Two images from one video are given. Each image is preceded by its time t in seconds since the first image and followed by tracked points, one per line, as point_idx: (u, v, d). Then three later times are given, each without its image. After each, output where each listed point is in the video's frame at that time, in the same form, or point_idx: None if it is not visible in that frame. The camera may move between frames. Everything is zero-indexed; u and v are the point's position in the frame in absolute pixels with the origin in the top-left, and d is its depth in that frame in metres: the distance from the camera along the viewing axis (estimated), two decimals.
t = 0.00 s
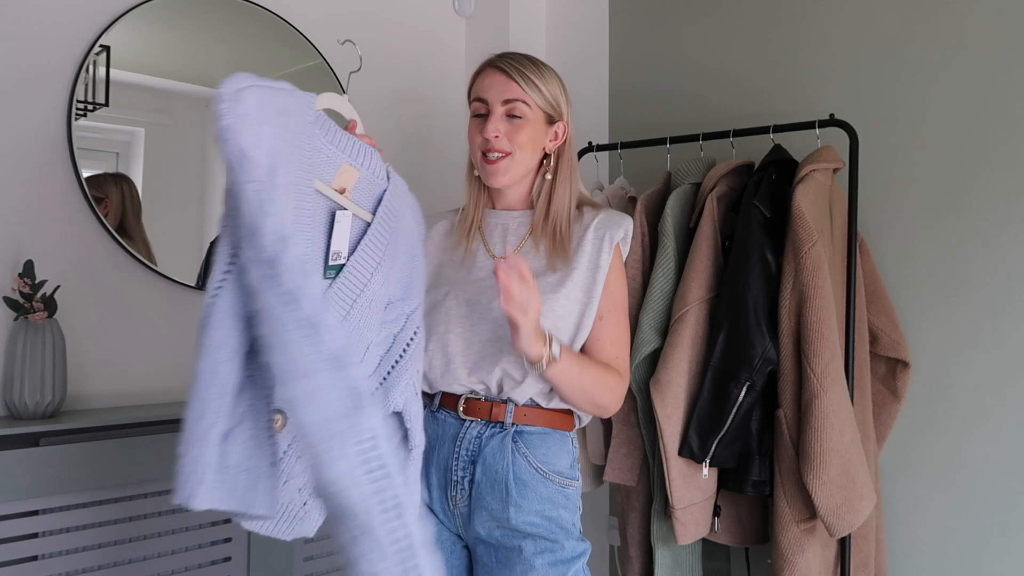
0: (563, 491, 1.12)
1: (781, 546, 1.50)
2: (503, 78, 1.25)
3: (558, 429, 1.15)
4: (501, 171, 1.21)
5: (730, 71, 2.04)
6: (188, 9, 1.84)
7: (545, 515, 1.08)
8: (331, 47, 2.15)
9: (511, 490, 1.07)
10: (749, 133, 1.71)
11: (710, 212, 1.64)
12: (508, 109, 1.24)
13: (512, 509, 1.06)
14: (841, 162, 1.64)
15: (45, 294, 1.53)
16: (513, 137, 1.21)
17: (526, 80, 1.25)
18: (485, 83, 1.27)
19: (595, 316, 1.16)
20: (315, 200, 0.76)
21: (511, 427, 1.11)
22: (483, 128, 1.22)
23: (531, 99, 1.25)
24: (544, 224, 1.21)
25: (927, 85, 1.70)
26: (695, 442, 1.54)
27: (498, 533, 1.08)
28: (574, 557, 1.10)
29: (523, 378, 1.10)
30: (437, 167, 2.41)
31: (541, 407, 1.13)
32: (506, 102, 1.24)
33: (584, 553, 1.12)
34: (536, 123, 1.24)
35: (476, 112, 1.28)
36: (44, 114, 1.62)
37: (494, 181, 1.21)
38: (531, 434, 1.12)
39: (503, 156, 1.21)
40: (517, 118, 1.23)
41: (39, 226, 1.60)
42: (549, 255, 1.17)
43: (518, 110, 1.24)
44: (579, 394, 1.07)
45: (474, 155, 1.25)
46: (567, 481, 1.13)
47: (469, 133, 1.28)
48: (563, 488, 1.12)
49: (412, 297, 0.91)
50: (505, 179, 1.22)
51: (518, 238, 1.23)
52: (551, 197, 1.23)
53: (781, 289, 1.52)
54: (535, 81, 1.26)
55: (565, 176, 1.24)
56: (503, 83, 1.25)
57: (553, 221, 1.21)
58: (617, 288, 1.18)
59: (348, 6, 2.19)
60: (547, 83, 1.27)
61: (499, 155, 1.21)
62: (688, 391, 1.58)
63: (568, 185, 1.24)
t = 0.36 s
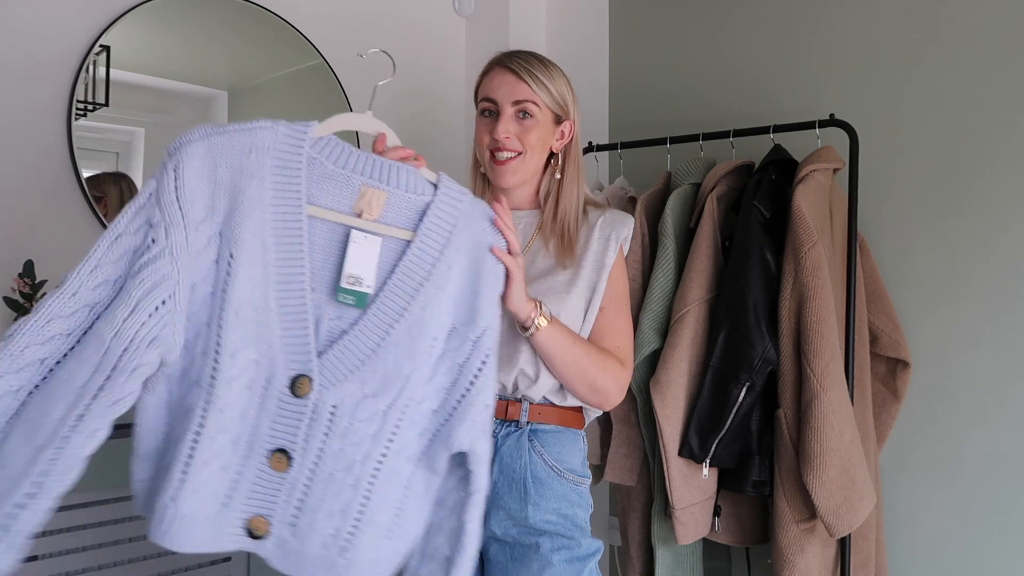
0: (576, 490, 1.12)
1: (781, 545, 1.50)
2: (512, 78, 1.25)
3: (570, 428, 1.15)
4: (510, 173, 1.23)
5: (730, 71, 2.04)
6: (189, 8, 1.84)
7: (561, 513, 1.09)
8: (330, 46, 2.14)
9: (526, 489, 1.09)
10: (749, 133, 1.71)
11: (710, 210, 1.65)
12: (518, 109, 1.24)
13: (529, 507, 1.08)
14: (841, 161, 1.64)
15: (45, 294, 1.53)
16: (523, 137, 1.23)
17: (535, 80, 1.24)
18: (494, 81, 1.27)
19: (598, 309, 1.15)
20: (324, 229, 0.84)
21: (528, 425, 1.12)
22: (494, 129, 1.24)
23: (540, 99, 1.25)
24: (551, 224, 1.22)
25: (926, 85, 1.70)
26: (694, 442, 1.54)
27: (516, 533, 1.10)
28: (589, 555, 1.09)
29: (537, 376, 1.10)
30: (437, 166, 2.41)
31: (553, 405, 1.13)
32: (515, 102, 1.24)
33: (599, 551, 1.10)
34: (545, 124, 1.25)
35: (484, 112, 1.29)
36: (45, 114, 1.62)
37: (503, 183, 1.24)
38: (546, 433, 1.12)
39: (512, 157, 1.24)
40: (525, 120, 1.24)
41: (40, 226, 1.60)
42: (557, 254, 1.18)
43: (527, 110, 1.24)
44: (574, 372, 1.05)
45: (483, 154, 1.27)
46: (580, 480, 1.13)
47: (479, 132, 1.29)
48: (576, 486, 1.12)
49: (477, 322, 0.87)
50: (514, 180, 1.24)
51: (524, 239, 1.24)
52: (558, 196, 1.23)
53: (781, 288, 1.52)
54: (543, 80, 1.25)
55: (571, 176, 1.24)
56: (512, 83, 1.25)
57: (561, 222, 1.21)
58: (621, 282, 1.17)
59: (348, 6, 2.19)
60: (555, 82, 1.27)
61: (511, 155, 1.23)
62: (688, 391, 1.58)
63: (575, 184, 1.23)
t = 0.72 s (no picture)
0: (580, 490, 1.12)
1: (782, 545, 1.50)
2: (516, 70, 1.24)
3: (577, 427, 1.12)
4: (513, 165, 1.22)
5: (730, 71, 2.04)
6: (188, 8, 1.84)
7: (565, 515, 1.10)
8: (331, 46, 2.15)
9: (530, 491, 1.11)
10: (749, 133, 1.71)
11: (711, 210, 1.65)
12: (522, 100, 1.23)
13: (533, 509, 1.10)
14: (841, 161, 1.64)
15: (45, 294, 1.53)
16: (526, 128, 1.21)
17: (539, 72, 1.25)
18: (496, 72, 1.25)
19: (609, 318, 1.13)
20: (386, 263, 0.87)
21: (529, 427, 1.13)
22: (498, 120, 1.22)
23: (542, 90, 1.25)
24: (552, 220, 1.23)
25: (927, 85, 1.70)
26: (694, 442, 1.54)
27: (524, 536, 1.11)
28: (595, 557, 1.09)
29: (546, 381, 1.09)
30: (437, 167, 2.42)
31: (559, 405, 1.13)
32: (520, 93, 1.23)
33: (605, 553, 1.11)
34: (548, 116, 1.25)
35: (486, 103, 1.26)
36: (45, 114, 1.62)
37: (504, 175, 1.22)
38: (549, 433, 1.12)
39: (514, 148, 1.22)
40: (529, 111, 1.23)
41: (41, 226, 1.60)
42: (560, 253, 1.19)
43: (531, 101, 1.24)
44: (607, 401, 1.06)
45: (483, 144, 1.24)
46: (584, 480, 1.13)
47: (478, 123, 1.26)
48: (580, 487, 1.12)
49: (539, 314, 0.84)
50: (515, 173, 1.23)
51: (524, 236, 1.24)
52: (557, 192, 1.27)
53: (781, 288, 1.52)
54: (545, 73, 1.26)
55: (568, 172, 1.27)
56: (515, 74, 1.24)
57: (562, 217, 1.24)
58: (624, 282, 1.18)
59: (348, 6, 2.19)
60: (555, 75, 1.27)
61: (512, 146, 1.21)
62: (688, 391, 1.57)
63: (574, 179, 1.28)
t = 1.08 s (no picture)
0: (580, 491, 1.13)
1: (783, 545, 1.50)
2: (513, 64, 1.25)
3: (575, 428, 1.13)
4: (509, 156, 1.19)
5: (730, 71, 2.03)
6: (188, 8, 1.84)
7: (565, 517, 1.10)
8: (331, 46, 2.14)
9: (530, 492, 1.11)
10: (749, 133, 1.70)
11: (710, 208, 1.65)
12: (519, 92, 1.22)
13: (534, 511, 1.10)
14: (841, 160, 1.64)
15: (45, 294, 1.53)
16: (523, 121, 1.20)
17: (536, 67, 1.25)
18: (492, 67, 1.26)
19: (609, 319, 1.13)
20: (398, 270, 0.89)
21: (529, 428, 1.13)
22: (495, 110, 1.20)
23: (540, 84, 1.25)
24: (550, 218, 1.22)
25: (928, 84, 1.70)
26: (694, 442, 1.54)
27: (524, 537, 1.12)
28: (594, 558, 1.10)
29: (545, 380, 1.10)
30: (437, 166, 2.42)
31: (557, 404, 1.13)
32: (517, 84, 1.23)
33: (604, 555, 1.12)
34: (544, 108, 1.24)
35: (482, 96, 1.25)
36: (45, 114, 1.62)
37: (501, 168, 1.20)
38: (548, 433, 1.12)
39: (510, 140, 1.19)
40: (525, 103, 1.22)
41: (41, 226, 1.60)
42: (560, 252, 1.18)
43: (527, 93, 1.23)
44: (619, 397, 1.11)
45: (479, 138, 1.22)
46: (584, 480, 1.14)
47: (473, 116, 1.24)
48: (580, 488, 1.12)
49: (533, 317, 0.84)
50: (512, 166, 1.20)
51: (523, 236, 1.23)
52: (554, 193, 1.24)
53: (782, 288, 1.52)
54: (543, 70, 1.26)
55: (565, 169, 1.26)
56: (512, 66, 1.24)
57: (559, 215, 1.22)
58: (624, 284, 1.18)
59: (348, 6, 2.19)
60: (552, 72, 1.28)
61: (508, 137, 1.19)
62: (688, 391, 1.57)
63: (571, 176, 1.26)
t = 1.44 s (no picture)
0: (580, 489, 1.14)
1: (782, 544, 1.50)
2: (519, 69, 1.24)
3: (573, 427, 1.15)
4: (512, 165, 1.20)
5: (730, 71, 2.04)
6: (188, 8, 1.84)
7: (565, 515, 1.11)
8: (331, 47, 2.15)
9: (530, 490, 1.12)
10: (749, 133, 1.70)
11: (710, 209, 1.65)
12: (524, 98, 1.22)
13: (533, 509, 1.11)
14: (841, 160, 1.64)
15: (45, 294, 1.53)
16: (525, 128, 1.20)
17: (542, 71, 1.25)
18: (497, 70, 1.25)
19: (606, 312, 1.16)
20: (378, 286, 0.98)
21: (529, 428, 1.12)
22: (498, 118, 1.21)
23: (545, 90, 1.25)
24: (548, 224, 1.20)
25: (928, 84, 1.70)
26: (694, 442, 1.55)
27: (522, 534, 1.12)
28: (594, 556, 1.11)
29: (543, 381, 1.10)
30: (437, 166, 2.42)
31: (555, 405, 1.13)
32: (522, 92, 1.22)
33: (603, 553, 1.13)
34: (548, 115, 1.24)
35: (486, 100, 1.24)
36: (45, 114, 1.62)
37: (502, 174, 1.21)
38: (548, 433, 1.13)
39: (512, 149, 1.20)
40: (530, 110, 1.23)
41: (41, 226, 1.60)
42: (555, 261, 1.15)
43: (532, 100, 1.23)
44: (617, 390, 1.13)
45: (483, 143, 1.22)
46: (583, 478, 1.15)
47: (478, 120, 1.24)
48: (580, 486, 1.13)
49: (482, 343, 0.92)
50: (514, 172, 1.21)
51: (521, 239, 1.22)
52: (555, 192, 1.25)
53: (780, 288, 1.52)
54: (547, 73, 1.25)
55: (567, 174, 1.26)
56: (519, 71, 1.23)
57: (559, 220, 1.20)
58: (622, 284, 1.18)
59: (348, 6, 2.19)
60: (556, 75, 1.27)
61: (511, 145, 1.20)
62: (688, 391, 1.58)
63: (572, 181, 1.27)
